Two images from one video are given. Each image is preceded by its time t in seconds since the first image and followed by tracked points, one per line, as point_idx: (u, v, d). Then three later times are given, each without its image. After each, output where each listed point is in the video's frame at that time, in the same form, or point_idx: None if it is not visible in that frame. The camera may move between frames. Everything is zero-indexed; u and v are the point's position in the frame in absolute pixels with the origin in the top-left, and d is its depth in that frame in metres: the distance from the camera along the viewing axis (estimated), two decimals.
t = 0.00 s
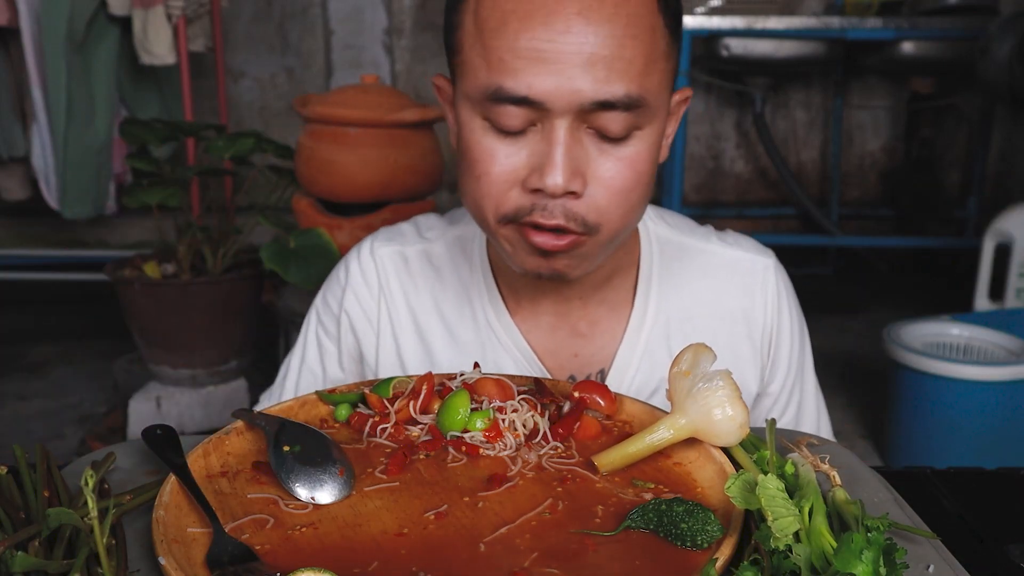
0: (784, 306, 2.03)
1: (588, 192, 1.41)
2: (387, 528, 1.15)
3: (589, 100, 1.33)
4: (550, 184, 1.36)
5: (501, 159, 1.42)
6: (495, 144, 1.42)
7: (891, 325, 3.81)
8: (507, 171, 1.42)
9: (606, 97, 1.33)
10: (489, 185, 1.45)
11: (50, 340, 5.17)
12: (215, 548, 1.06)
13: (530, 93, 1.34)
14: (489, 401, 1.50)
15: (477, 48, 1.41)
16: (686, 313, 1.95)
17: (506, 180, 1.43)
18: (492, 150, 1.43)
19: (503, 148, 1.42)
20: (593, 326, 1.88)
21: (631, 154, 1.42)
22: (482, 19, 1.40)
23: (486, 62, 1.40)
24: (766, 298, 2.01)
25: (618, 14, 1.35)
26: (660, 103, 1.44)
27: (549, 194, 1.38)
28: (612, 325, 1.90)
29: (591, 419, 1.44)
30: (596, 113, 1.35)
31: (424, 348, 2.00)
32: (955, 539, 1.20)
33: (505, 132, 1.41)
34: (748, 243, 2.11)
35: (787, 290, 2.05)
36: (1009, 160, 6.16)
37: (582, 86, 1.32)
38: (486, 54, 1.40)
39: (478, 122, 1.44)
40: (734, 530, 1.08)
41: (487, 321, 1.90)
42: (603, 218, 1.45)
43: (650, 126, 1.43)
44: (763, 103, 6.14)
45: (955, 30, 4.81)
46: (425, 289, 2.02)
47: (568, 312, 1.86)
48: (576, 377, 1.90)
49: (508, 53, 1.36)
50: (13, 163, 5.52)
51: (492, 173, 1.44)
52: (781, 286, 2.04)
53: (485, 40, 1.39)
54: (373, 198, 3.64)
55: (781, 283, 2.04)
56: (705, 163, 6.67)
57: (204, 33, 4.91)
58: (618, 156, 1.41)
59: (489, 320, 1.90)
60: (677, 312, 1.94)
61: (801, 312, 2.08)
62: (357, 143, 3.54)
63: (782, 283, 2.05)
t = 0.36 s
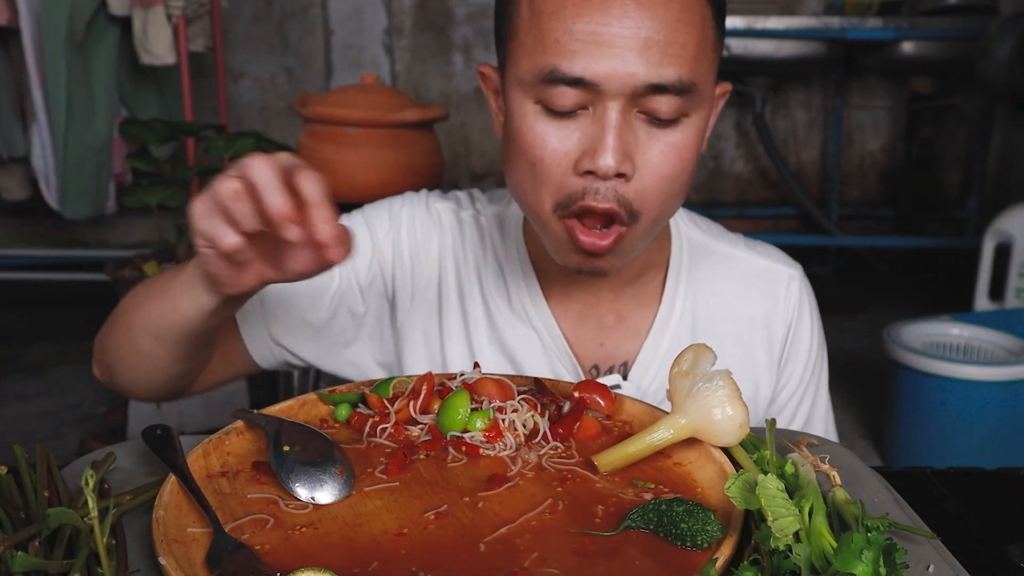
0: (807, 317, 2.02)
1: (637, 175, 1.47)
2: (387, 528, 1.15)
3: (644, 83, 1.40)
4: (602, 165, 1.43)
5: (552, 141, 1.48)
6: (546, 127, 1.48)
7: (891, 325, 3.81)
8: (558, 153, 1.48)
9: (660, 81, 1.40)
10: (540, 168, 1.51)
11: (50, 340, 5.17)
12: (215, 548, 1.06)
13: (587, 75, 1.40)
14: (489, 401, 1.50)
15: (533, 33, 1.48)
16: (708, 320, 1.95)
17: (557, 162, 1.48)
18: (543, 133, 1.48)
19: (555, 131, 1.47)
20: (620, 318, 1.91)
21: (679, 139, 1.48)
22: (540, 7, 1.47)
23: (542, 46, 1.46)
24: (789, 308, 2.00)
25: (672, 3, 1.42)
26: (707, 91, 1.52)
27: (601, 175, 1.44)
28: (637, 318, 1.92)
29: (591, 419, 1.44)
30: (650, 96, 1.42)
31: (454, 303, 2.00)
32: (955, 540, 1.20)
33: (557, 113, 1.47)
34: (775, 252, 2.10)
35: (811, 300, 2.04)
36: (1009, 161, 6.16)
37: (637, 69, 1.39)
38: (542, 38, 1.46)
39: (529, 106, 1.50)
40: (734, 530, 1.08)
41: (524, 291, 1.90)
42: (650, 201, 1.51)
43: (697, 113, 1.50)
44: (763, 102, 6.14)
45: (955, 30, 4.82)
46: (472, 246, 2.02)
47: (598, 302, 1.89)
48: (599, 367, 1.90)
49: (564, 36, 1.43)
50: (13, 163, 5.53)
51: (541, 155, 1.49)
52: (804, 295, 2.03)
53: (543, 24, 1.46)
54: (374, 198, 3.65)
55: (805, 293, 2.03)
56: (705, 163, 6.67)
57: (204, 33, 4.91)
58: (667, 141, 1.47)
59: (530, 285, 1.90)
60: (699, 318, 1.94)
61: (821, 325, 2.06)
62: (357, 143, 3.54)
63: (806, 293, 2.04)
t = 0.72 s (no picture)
0: (825, 320, 2.01)
1: (624, 167, 1.47)
2: (387, 528, 1.15)
3: (624, 75, 1.39)
4: (584, 156, 1.43)
5: (543, 134, 1.50)
6: (537, 119, 1.51)
7: (891, 325, 3.81)
8: (547, 145, 1.50)
9: (639, 73, 1.40)
10: (532, 160, 1.54)
11: (50, 340, 5.17)
12: (214, 548, 1.06)
13: (567, 68, 1.42)
14: (489, 402, 1.51)
15: (524, 29, 1.51)
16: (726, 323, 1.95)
17: (546, 155, 1.51)
18: (536, 126, 1.51)
19: (544, 124, 1.50)
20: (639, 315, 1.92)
21: (666, 132, 1.47)
22: (530, 5, 1.50)
23: (531, 41, 1.50)
24: (806, 310, 1.99)
25: None
26: (700, 83, 1.50)
27: (585, 166, 1.45)
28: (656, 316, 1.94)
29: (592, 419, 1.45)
30: (631, 88, 1.41)
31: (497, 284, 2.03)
32: (955, 539, 1.20)
33: (546, 107, 1.49)
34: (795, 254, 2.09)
35: (828, 303, 2.03)
36: (1009, 161, 6.16)
37: (616, 61, 1.39)
38: (531, 33, 1.50)
39: (524, 99, 1.54)
40: (734, 530, 1.08)
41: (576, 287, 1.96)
42: (640, 194, 1.51)
43: (687, 105, 1.49)
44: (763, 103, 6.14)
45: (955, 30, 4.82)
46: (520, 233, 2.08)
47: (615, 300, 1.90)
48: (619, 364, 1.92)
49: (549, 31, 1.46)
50: (13, 164, 5.54)
51: (534, 148, 1.52)
52: (821, 299, 2.01)
53: (531, 19, 1.50)
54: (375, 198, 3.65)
55: (822, 296, 2.02)
56: (705, 163, 6.67)
57: (204, 33, 4.91)
58: (654, 134, 1.47)
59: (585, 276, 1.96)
60: (716, 321, 1.94)
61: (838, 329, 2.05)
62: (357, 143, 3.53)
63: (823, 296, 2.03)
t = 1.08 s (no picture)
0: (835, 329, 2.00)
1: (614, 179, 1.47)
2: (387, 528, 1.15)
3: (617, 87, 1.39)
4: (574, 165, 1.44)
5: (538, 139, 1.52)
6: (533, 124, 1.52)
7: (890, 325, 3.81)
8: (542, 151, 1.52)
9: (632, 87, 1.39)
10: (529, 163, 1.55)
11: (50, 340, 5.17)
12: (214, 548, 1.06)
13: (562, 76, 1.42)
14: (489, 402, 1.51)
15: (528, 34, 1.53)
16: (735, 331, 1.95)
17: (541, 160, 1.52)
18: (532, 130, 1.53)
19: (541, 129, 1.51)
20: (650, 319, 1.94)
21: (661, 146, 1.47)
22: (535, 11, 1.52)
23: (532, 45, 1.51)
24: (816, 319, 1.98)
25: (657, 7, 1.43)
26: (699, 99, 1.48)
27: (575, 175, 1.46)
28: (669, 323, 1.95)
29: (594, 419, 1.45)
30: (625, 101, 1.41)
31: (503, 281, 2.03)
32: (955, 539, 1.20)
33: (545, 112, 1.50)
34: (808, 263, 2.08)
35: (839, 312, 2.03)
36: (1009, 161, 6.16)
37: (609, 73, 1.39)
38: (533, 38, 1.51)
39: (524, 103, 1.55)
40: (734, 530, 1.08)
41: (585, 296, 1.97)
42: (630, 206, 1.51)
43: (685, 121, 1.48)
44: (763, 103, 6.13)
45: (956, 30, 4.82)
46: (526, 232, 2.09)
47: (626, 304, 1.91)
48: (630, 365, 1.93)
49: (548, 37, 1.46)
50: (13, 163, 5.54)
51: (529, 152, 1.54)
52: (832, 308, 2.01)
53: (535, 24, 1.51)
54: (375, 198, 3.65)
55: (833, 305, 2.01)
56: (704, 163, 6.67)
57: (204, 33, 4.91)
58: (648, 147, 1.46)
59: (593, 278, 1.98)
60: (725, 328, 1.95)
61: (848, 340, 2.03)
62: (358, 143, 3.54)
63: (835, 305, 2.02)
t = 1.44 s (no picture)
0: (828, 325, 2.00)
1: (574, 174, 1.45)
2: (387, 528, 1.15)
3: (574, 81, 1.39)
4: (533, 158, 1.43)
5: (505, 134, 1.51)
6: (502, 117, 1.52)
7: (890, 325, 3.81)
8: (507, 144, 1.51)
9: (590, 81, 1.39)
10: (497, 157, 1.55)
11: (50, 340, 5.18)
12: (215, 548, 1.06)
13: (526, 71, 1.43)
14: (490, 402, 1.50)
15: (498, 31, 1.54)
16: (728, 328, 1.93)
17: (507, 154, 1.52)
18: (500, 125, 1.52)
19: (508, 122, 1.51)
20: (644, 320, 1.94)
21: (623, 142, 1.45)
22: (505, 10, 1.53)
23: (500, 41, 1.52)
24: (809, 316, 1.99)
25: (617, 4, 1.43)
26: (660, 95, 1.47)
27: (534, 169, 1.44)
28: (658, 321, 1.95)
29: (592, 420, 1.45)
30: (583, 95, 1.40)
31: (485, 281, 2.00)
32: (955, 539, 1.20)
33: (512, 106, 1.50)
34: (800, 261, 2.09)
35: (831, 309, 2.03)
36: (1009, 161, 6.16)
37: (568, 66, 1.39)
38: (501, 34, 1.52)
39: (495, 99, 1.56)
40: (734, 530, 1.08)
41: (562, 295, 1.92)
42: (591, 202, 1.50)
43: (646, 116, 1.46)
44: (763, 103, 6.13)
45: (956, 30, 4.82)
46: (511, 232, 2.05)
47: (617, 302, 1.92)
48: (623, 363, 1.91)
49: (512, 33, 1.48)
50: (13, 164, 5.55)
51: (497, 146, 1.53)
52: (824, 305, 2.01)
53: (502, 21, 1.52)
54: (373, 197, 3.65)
55: (825, 302, 2.01)
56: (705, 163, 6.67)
57: (204, 33, 4.91)
58: (609, 143, 1.44)
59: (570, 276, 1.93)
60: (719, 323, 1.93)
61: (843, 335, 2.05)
62: (357, 143, 3.54)
63: (827, 302, 2.02)
